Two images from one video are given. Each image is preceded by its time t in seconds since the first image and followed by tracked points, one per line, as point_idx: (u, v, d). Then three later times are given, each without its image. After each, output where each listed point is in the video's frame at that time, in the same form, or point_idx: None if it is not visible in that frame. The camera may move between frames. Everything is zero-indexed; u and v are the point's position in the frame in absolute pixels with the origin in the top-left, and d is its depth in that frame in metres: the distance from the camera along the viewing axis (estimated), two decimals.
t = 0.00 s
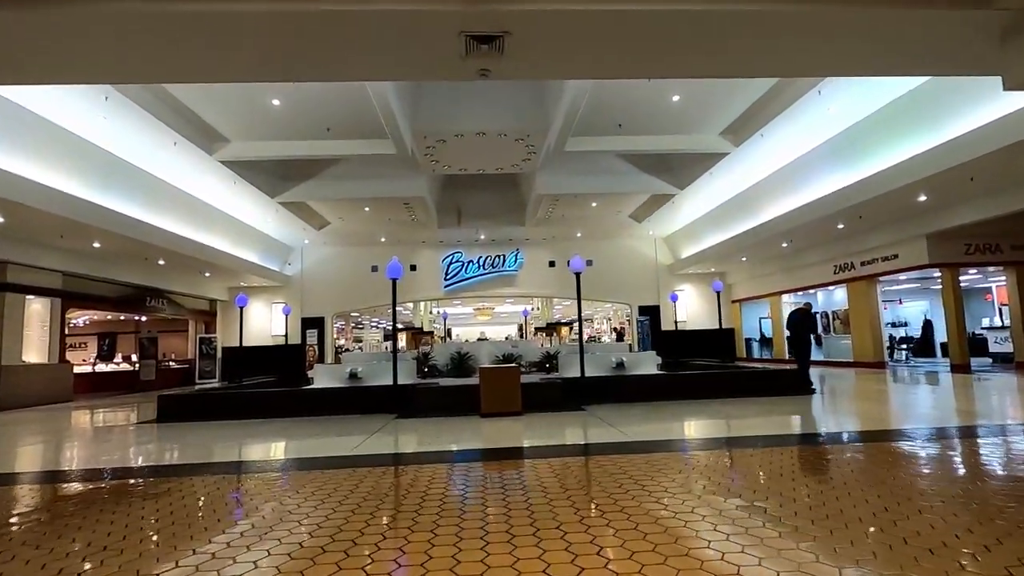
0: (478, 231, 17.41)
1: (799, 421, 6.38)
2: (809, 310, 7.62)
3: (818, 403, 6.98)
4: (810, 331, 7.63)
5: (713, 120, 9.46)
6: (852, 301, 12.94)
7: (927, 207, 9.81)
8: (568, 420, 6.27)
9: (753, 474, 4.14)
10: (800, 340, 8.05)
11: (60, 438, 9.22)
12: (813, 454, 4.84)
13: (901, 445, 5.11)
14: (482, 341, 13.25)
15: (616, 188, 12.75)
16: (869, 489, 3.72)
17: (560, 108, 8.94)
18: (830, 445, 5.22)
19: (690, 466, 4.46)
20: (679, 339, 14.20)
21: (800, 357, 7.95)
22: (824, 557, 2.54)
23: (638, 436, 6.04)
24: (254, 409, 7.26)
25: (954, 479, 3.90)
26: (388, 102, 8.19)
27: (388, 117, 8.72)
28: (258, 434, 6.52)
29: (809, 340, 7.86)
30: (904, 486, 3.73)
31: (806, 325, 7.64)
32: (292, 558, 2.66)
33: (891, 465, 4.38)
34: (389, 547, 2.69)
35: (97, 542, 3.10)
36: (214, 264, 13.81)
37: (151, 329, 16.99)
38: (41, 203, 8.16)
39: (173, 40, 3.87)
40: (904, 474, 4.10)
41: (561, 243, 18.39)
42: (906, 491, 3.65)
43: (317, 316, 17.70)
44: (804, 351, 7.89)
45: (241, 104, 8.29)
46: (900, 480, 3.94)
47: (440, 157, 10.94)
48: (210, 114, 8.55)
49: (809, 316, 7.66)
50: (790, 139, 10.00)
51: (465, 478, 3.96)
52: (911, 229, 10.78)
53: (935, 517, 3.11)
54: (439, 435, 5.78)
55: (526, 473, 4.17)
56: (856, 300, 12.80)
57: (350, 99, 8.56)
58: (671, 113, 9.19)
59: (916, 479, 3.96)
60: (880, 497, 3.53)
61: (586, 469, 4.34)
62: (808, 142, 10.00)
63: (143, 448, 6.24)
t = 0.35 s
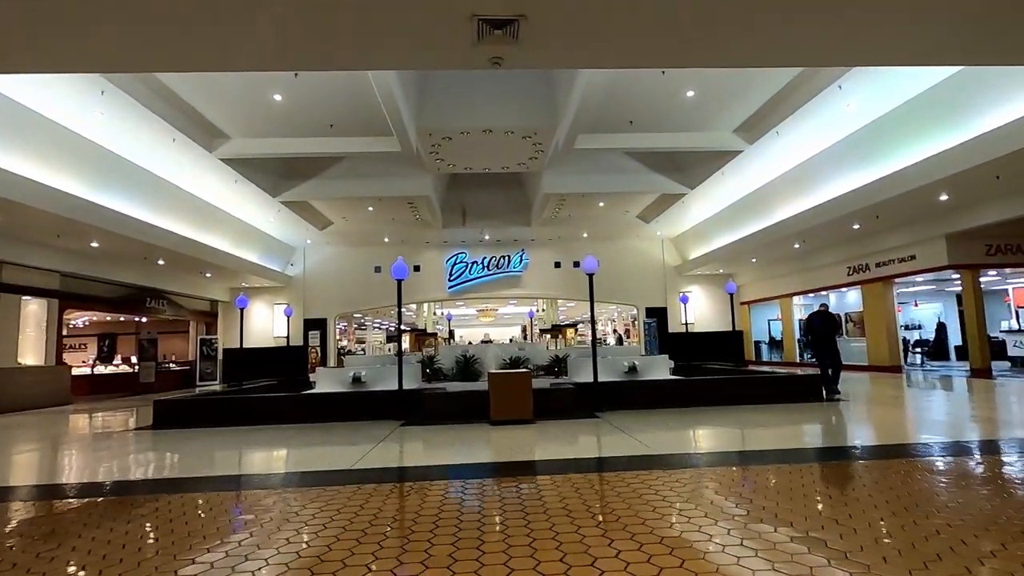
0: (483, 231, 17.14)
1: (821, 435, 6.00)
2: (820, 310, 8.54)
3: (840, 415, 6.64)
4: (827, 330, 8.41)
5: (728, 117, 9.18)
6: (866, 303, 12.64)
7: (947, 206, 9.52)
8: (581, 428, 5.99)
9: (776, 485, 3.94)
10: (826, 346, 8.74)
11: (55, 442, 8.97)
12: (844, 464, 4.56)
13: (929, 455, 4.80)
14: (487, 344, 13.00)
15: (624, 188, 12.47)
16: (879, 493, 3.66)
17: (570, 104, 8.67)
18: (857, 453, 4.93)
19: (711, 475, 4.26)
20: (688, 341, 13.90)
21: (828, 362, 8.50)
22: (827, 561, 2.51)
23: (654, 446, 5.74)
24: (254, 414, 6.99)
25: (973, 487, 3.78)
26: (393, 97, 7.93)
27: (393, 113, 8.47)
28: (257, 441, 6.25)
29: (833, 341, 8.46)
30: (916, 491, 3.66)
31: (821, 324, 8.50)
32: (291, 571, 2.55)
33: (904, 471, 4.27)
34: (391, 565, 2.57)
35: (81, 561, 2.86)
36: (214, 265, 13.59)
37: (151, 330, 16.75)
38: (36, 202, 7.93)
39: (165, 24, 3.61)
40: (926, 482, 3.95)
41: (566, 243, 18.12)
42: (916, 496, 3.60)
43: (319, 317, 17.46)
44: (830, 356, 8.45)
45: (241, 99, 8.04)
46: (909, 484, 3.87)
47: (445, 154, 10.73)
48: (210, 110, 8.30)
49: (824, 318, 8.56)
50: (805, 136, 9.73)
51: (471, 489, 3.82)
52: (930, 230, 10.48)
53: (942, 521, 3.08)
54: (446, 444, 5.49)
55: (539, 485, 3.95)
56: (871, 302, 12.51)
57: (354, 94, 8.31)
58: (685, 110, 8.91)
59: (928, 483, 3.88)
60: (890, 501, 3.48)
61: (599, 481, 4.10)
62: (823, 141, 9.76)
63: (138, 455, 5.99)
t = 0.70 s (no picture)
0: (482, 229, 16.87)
1: (834, 438, 5.69)
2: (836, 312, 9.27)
3: (853, 417, 6.37)
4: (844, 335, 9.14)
5: (736, 110, 8.92)
6: (873, 303, 12.41)
7: (960, 203, 9.28)
8: (587, 430, 5.72)
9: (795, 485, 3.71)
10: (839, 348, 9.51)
11: (41, 441, 8.68)
12: (858, 464, 4.34)
13: (947, 457, 4.57)
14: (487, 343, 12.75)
15: (628, 184, 12.20)
16: (898, 492, 3.47)
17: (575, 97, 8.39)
18: (874, 455, 4.67)
19: (722, 479, 4.00)
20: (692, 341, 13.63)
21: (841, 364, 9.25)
22: (847, 562, 2.36)
23: (664, 448, 5.47)
24: (245, 414, 6.71)
25: (981, 481, 3.66)
26: (392, 86, 7.65)
27: (391, 104, 8.19)
28: (247, 442, 5.98)
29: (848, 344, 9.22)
30: (925, 485, 3.54)
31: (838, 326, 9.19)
32: None
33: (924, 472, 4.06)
34: (385, 573, 2.35)
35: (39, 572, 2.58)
36: (208, 261, 13.30)
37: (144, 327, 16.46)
38: (21, 192, 7.63)
39: None
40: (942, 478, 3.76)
41: (567, 242, 17.85)
42: (933, 492, 3.44)
43: (316, 316, 17.18)
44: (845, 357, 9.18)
45: (234, 87, 7.77)
46: (914, 479, 3.74)
47: (445, 147, 10.46)
48: (202, 99, 8.02)
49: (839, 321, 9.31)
50: (816, 131, 9.46)
51: (473, 491, 3.57)
52: (941, 228, 10.23)
53: (964, 516, 2.96)
54: (445, 446, 5.20)
55: (543, 489, 3.69)
56: (878, 302, 12.27)
57: (350, 83, 8.03)
58: (693, 103, 8.64)
59: (949, 483, 3.70)
60: (905, 498, 3.32)
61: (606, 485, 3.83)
62: (832, 136, 9.49)
63: (122, 455, 5.70)
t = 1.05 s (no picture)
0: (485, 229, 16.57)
1: (854, 445, 5.43)
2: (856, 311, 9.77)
3: (875, 423, 6.07)
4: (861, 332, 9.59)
5: (748, 104, 8.62)
6: (886, 304, 12.07)
7: (979, 200, 8.97)
8: (597, 438, 5.41)
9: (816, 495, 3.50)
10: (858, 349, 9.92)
11: (29, 447, 8.38)
12: (887, 475, 4.06)
13: (981, 466, 4.29)
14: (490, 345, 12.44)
15: (634, 182, 11.90)
16: (942, 506, 3.19)
17: (582, 91, 8.13)
18: (905, 466, 4.36)
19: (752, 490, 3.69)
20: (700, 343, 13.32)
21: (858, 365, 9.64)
22: None
23: (680, 458, 5.15)
24: (239, 420, 6.41)
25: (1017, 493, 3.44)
26: (392, 79, 7.37)
27: (391, 98, 7.91)
28: (239, 450, 5.67)
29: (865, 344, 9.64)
30: (965, 498, 3.28)
31: (857, 324, 9.66)
32: None
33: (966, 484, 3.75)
34: None
35: None
36: (205, 262, 13.04)
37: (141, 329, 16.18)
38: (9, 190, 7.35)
39: None
40: (974, 490, 3.51)
41: (571, 242, 17.54)
42: (982, 508, 3.14)
43: (316, 317, 16.89)
44: (864, 357, 9.56)
45: (229, 80, 7.49)
46: (942, 490, 3.53)
47: (447, 143, 10.20)
48: (194, 91, 7.74)
49: (859, 321, 9.76)
50: (829, 126, 9.19)
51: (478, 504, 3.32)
52: (959, 227, 9.90)
53: (970, 521, 2.93)
54: (447, 456, 4.90)
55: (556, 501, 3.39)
56: (891, 302, 11.96)
57: (348, 76, 7.75)
58: (703, 97, 8.34)
59: (994, 495, 3.40)
60: (950, 513, 3.04)
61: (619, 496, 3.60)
62: (846, 130, 9.23)
63: (106, 464, 5.39)
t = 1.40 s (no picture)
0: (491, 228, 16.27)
1: (874, 449, 5.19)
2: (878, 315, 9.47)
3: (906, 427, 5.76)
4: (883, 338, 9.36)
5: (766, 96, 8.31)
6: (904, 305, 11.73)
7: (1006, 196, 8.63)
8: (615, 444, 5.12)
9: (855, 506, 3.24)
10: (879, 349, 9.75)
11: (24, 449, 8.14)
12: (932, 486, 3.75)
13: None
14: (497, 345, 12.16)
15: (645, 179, 11.59)
16: (1008, 522, 2.88)
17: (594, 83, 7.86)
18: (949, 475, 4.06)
19: (791, 502, 3.39)
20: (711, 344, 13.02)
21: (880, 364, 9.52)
22: None
23: (703, 464, 4.85)
24: (237, 423, 6.13)
25: None
26: (398, 69, 7.10)
27: (397, 90, 7.62)
28: (236, 455, 5.40)
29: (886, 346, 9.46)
30: None
31: (879, 330, 9.37)
32: None
33: None
34: None
35: None
36: (207, 260, 12.81)
37: (142, 329, 15.96)
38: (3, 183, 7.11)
39: None
40: None
41: (579, 242, 17.24)
42: None
43: (319, 317, 16.65)
44: (885, 358, 9.41)
45: (229, 70, 7.23)
46: (991, 503, 3.24)
47: (454, 138, 9.93)
48: (192, 81, 7.49)
49: (880, 323, 9.53)
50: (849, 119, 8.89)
51: (493, 518, 3.04)
52: (984, 225, 9.55)
53: None
54: (457, 462, 4.61)
55: (579, 515, 3.09)
56: (909, 302, 11.62)
57: (352, 66, 7.48)
58: (721, 88, 8.03)
59: None
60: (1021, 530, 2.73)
61: (639, 506, 3.34)
62: (867, 124, 8.93)
63: (97, 469, 5.12)
